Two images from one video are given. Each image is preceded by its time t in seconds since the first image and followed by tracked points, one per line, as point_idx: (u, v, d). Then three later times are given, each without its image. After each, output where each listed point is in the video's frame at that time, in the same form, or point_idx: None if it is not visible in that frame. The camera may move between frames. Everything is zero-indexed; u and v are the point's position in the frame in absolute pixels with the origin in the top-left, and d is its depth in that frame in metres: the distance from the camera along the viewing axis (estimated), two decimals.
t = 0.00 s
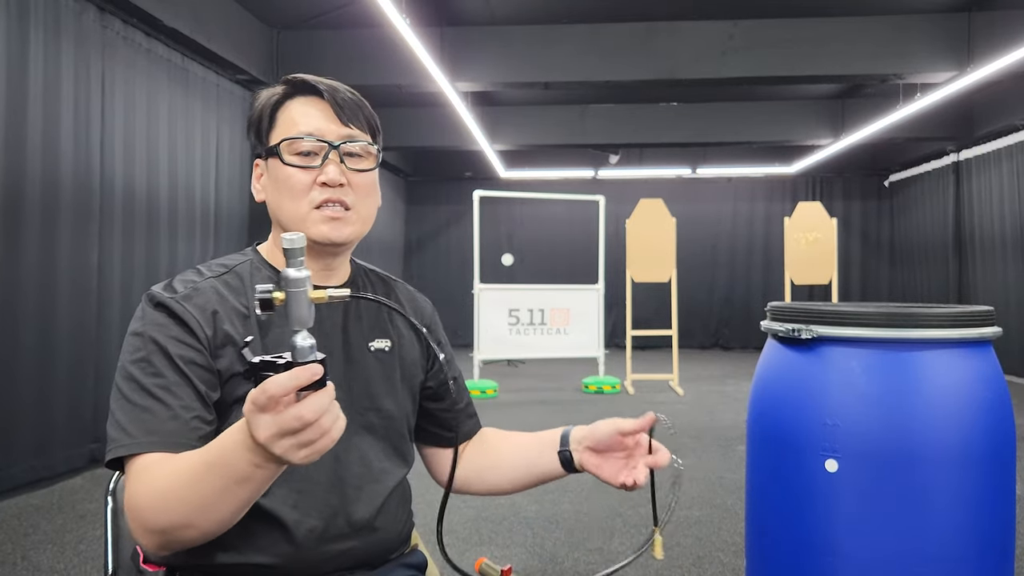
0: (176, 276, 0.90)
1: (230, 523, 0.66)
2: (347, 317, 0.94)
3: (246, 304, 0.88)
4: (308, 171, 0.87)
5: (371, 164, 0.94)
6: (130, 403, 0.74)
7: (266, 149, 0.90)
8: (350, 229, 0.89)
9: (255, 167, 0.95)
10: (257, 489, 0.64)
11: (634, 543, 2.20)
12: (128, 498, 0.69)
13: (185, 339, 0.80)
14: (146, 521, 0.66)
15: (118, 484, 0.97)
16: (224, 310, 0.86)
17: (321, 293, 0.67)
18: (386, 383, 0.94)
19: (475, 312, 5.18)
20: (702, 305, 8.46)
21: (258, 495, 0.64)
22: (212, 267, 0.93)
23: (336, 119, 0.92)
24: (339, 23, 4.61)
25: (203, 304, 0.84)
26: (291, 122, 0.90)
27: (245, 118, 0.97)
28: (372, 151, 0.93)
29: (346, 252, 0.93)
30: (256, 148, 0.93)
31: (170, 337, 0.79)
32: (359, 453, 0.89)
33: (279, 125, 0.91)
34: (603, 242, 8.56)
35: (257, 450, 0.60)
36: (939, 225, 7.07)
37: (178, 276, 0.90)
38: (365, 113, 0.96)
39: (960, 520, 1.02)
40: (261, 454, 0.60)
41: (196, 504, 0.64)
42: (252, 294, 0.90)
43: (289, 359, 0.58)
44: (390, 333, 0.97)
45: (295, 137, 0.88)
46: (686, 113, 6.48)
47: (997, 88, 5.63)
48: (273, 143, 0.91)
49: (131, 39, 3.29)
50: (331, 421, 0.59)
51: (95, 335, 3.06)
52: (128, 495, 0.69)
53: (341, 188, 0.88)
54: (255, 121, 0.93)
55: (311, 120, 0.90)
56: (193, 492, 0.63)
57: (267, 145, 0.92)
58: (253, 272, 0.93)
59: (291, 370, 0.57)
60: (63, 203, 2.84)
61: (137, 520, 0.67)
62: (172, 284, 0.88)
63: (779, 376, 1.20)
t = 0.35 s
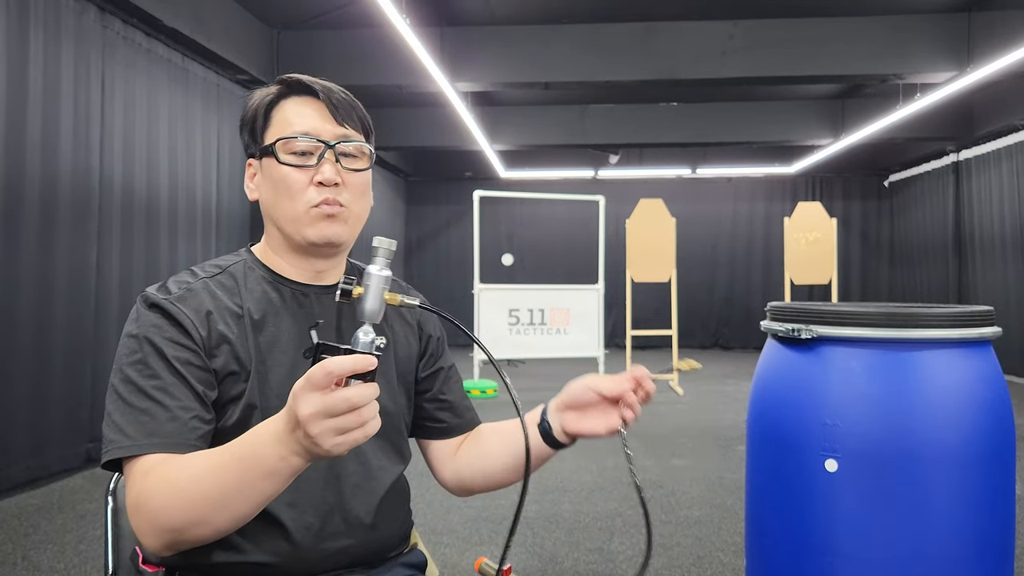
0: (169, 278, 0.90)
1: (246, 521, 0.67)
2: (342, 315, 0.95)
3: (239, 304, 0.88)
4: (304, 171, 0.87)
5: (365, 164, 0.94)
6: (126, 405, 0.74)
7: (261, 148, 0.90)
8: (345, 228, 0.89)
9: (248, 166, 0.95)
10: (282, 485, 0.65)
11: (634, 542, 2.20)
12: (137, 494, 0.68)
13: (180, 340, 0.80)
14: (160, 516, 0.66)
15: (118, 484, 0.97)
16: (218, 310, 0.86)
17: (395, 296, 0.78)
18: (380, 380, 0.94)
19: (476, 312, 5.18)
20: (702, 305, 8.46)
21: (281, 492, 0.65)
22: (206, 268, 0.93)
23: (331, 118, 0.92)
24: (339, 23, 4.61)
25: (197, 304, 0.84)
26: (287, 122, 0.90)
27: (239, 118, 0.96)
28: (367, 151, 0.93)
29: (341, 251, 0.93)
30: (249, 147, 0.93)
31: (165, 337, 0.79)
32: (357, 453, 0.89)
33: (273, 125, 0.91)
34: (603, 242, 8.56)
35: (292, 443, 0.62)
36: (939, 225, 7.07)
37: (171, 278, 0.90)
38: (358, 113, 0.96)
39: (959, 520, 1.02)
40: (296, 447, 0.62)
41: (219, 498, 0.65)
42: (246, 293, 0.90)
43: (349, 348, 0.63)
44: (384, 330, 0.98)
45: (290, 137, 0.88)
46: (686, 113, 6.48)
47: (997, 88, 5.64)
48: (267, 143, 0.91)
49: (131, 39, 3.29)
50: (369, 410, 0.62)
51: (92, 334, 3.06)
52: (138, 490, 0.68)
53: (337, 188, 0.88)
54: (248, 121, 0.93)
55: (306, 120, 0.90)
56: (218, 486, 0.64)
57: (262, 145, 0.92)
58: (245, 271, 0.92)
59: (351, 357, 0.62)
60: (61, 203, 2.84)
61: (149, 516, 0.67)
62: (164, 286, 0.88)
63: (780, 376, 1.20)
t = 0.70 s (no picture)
0: (169, 280, 0.90)
1: (272, 517, 0.70)
2: (341, 315, 0.95)
3: (239, 304, 0.88)
4: (309, 172, 0.88)
5: (368, 167, 0.94)
6: (137, 406, 0.75)
7: (264, 148, 0.91)
8: (348, 230, 0.90)
9: (249, 164, 0.95)
10: (311, 481, 0.69)
11: (634, 542, 2.20)
12: (162, 492, 0.70)
13: (184, 340, 0.80)
14: (190, 512, 0.68)
15: (119, 485, 0.96)
16: (219, 311, 0.86)
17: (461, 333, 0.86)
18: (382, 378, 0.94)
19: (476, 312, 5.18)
20: (702, 305, 8.46)
21: (309, 489, 0.69)
22: (206, 269, 0.93)
23: (336, 119, 0.92)
24: (340, 23, 4.61)
25: (198, 306, 0.85)
26: (291, 122, 0.90)
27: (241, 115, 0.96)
28: (370, 154, 0.94)
29: (343, 252, 0.93)
30: (252, 145, 0.93)
31: (170, 338, 0.79)
32: (357, 453, 0.89)
33: (277, 125, 0.91)
34: (603, 242, 8.57)
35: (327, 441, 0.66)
36: (938, 225, 7.08)
37: (171, 280, 0.90)
38: (362, 114, 0.96)
39: (959, 520, 1.02)
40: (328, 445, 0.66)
41: (250, 495, 0.68)
42: (246, 293, 0.90)
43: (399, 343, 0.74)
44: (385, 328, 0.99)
45: (295, 138, 0.89)
46: (686, 113, 6.49)
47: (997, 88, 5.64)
48: (271, 143, 0.91)
49: (132, 39, 3.29)
50: (375, 386, 0.63)
51: (90, 334, 3.06)
52: (163, 488, 0.70)
53: (341, 190, 0.89)
54: (250, 119, 0.93)
55: (311, 121, 0.90)
56: (249, 484, 0.67)
57: (264, 144, 0.92)
58: (245, 272, 0.92)
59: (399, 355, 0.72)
60: (61, 202, 2.84)
61: (178, 513, 0.69)
62: (164, 288, 0.88)
63: (779, 376, 1.20)
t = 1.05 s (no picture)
0: (166, 280, 0.90)
1: (279, 518, 0.70)
2: (338, 315, 0.95)
3: (237, 305, 0.88)
4: (306, 172, 0.88)
5: (366, 167, 0.95)
6: (135, 406, 0.75)
7: (262, 147, 0.90)
8: (346, 230, 0.90)
9: (247, 164, 0.95)
10: (323, 482, 0.69)
11: (634, 542, 2.20)
12: (169, 494, 0.70)
13: (183, 341, 0.80)
14: (199, 513, 0.68)
15: (119, 484, 0.97)
16: (217, 312, 0.86)
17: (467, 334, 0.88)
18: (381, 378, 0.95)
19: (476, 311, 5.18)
20: (702, 305, 8.46)
21: (319, 490, 0.69)
22: (203, 269, 0.93)
23: (334, 120, 0.92)
24: (340, 23, 4.61)
25: (196, 306, 0.85)
26: (289, 122, 0.90)
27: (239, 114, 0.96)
28: (368, 155, 0.94)
29: (341, 253, 0.94)
30: (250, 144, 0.93)
31: (169, 339, 0.79)
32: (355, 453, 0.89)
33: (275, 124, 0.91)
34: (603, 242, 8.56)
35: (345, 443, 0.67)
36: (938, 226, 7.08)
37: (169, 281, 0.89)
38: (360, 115, 0.96)
39: (959, 519, 1.02)
40: (348, 448, 0.67)
41: (262, 497, 0.68)
42: (243, 294, 0.90)
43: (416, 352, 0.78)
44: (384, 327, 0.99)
45: (293, 138, 0.89)
46: (686, 113, 6.48)
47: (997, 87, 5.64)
48: (269, 142, 0.91)
49: (131, 39, 3.29)
50: (407, 403, 0.66)
51: (88, 335, 3.05)
52: (170, 490, 0.70)
53: (338, 190, 0.89)
54: (249, 118, 0.92)
55: (309, 121, 0.90)
56: (260, 484, 0.67)
57: (262, 143, 0.92)
58: (243, 272, 0.92)
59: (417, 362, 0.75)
60: (61, 202, 2.84)
61: (186, 514, 0.68)
62: (162, 288, 0.87)
63: (780, 376, 1.21)
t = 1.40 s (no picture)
0: (167, 280, 0.90)
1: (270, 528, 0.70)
2: (338, 316, 0.95)
3: (236, 306, 0.88)
4: (301, 171, 0.88)
5: (364, 164, 0.94)
6: (129, 410, 0.74)
7: (259, 149, 0.91)
8: (344, 229, 0.90)
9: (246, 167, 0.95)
10: (317, 493, 0.69)
11: (635, 542, 2.20)
12: (161, 500, 0.69)
13: (180, 344, 0.80)
14: (191, 520, 0.68)
15: (118, 484, 0.97)
16: (215, 314, 0.86)
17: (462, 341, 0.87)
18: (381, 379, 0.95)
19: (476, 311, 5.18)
20: (701, 305, 8.47)
21: (313, 501, 0.69)
22: (204, 270, 0.93)
23: (329, 119, 0.91)
24: (340, 23, 4.61)
25: (194, 308, 0.85)
26: (284, 123, 0.90)
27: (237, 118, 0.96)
28: (365, 152, 0.94)
29: (339, 253, 0.93)
30: (248, 147, 0.93)
31: (165, 342, 0.79)
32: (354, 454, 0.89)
33: (271, 126, 0.91)
34: (603, 242, 8.56)
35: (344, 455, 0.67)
36: (938, 226, 7.08)
37: (169, 281, 0.89)
38: (357, 114, 0.96)
39: (960, 519, 1.02)
40: (349, 460, 0.67)
41: (259, 505, 0.68)
42: (243, 295, 0.90)
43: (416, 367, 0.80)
44: (384, 330, 0.99)
45: (287, 137, 0.89)
46: (686, 113, 6.49)
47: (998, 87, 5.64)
48: (265, 144, 0.91)
49: (131, 39, 3.29)
50: (411, 418, 0.68)
51: (87, 334, 3.05)
52: (163, 496, 0.69)
53: (334, 188, 0.89)
54: (246, 121, 0.93)
55: (303, 121, 0.90)
56: (254, 493, 0.67)
57: (259, 145, 0.92)
58: (243, 273, 0.93)
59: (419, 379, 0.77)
60: (61, 202, 2.84)
61: (177, 521, 0.68)
62: (162, 288, 0.87)
63: (780, 376, 1.21)
